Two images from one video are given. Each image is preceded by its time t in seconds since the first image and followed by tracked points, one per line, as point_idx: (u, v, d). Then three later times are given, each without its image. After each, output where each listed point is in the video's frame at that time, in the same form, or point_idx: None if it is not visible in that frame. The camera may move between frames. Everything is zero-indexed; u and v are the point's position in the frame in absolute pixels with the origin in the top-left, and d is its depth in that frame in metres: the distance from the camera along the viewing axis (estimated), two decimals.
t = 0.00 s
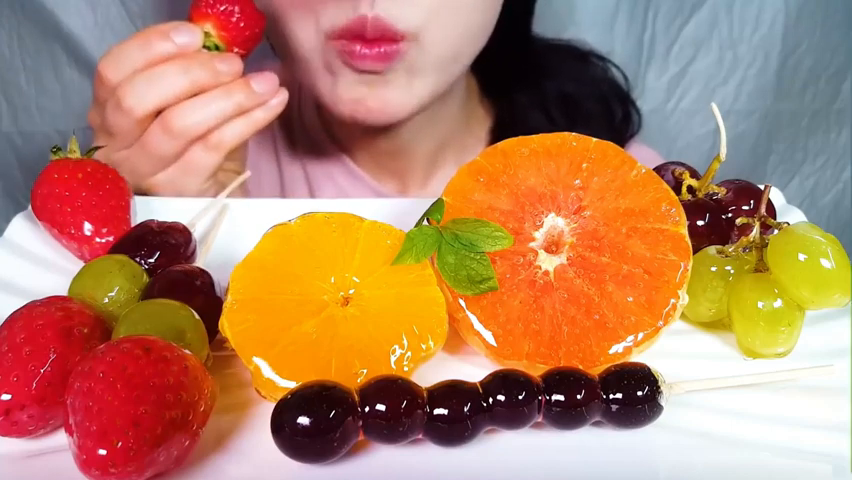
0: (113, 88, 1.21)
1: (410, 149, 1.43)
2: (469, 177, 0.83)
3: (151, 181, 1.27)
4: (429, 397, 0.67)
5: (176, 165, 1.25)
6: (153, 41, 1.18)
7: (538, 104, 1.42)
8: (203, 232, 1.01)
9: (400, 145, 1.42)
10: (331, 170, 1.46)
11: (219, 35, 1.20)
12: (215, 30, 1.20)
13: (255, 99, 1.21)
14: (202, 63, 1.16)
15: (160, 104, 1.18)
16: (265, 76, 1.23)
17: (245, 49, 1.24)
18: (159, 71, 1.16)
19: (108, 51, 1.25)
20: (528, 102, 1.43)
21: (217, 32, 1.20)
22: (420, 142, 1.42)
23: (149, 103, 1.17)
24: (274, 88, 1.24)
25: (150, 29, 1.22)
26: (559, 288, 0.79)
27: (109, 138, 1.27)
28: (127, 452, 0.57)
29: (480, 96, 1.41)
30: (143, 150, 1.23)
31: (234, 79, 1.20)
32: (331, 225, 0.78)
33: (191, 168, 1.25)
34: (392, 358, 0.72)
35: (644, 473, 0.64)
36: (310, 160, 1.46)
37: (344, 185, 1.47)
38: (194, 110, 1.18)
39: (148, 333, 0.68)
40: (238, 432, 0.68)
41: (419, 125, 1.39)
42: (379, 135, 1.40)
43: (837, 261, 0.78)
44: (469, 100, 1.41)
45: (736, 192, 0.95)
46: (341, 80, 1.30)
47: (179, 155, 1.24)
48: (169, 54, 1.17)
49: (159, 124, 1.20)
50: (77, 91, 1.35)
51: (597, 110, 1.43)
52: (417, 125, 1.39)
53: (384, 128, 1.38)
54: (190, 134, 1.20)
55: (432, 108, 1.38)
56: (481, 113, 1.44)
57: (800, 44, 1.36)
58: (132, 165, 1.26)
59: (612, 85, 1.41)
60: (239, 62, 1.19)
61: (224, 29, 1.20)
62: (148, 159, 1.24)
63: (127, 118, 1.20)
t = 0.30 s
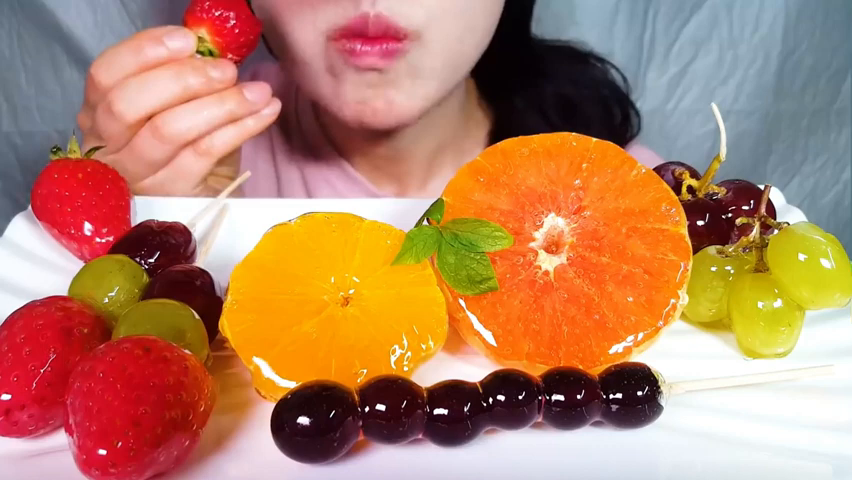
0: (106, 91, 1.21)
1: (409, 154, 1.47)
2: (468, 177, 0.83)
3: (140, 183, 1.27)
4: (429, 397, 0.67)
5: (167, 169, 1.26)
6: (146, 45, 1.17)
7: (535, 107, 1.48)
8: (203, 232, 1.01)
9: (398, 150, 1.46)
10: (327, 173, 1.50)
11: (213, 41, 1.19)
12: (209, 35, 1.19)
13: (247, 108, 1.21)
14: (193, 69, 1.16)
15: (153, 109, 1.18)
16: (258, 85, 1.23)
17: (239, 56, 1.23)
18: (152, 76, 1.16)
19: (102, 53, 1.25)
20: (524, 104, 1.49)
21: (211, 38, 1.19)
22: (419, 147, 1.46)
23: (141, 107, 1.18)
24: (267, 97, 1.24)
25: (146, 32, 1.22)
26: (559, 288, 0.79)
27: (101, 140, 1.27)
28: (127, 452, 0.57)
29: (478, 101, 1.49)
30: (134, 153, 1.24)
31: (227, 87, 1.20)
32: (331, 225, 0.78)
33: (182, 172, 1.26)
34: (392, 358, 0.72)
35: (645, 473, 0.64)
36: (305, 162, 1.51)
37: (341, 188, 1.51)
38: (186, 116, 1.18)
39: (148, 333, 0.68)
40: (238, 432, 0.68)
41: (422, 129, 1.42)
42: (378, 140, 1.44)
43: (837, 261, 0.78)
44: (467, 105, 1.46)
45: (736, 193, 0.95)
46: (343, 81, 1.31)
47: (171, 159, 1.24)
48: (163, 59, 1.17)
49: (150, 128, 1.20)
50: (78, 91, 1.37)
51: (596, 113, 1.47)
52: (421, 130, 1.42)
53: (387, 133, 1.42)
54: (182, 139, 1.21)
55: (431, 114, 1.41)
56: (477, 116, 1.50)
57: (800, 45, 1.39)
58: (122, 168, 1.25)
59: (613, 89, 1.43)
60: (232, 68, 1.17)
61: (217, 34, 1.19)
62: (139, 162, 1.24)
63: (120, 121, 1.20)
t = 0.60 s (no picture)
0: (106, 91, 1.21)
1: (409, 155, 1.49)
2: (468, 177, 0.83)
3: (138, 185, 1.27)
4: (429, 397, 0.67)
5: (166, 170, 1.26)
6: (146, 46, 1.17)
7: (537, 108, 1.49)
8: (203, 232, 1.01)
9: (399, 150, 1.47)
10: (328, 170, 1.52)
11: (214, 41, 1.20)
12: (210, 35, 1.19)
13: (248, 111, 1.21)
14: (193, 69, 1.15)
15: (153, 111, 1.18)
16: (258, 90, 1.24)
17: (240, 56, 1.24)
18: (152, 77, 1.16)
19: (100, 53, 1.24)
20: (525, 104, 1.50)
21: (212, 38, 1.19)
22: (420, 147, 1.48)
23: (141, 109, 1.17)
24: (268, 102, 1.25)
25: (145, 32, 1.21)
26: (558, 288, 0.79)
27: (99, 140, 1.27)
28: (127, 452, 0.57)
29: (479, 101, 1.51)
30: (134, 154, 1.24)
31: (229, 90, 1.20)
32: (331, 225, 0.78)
33: (181, 174, 1.26)
34: (392, 358, 0.72)
35: (645, 474, 0.64)
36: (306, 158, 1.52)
37: (341, 187, 1.52)
38: (186, 118, 1.18)
39: (148, 333, 0.68)
40: (238, 432, 0.68)
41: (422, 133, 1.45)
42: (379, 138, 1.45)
43: (837, 261, 0.78)
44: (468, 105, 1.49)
45: (736, 193, 0.95)
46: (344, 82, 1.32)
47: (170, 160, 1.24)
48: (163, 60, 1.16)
49: (151, 129, 1.20)
50: (78, 91, 1.37)
51: (598, 113, 1.47)
52: (420, 134, 1.45)
53: (389, 133, 1.44)
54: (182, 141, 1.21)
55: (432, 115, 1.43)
56: (479, 117, 1.52)
57: (800, 45, 1.40)
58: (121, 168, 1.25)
59: (614, 88, 1.43)
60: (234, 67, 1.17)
61: (219, 35, 1.19)
62: (138, 163, 1.24)
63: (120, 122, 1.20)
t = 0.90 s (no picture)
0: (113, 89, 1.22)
1: (411, 155, 1.49)
2: (468, 177, 0.83)
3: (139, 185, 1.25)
4: (429, 397, 0.67)
5: (171, 172, 1.24)
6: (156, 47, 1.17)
7: (540, 108, 1.48)
8: (203, 232, 1.01)
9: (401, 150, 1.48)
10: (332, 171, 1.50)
11: (224, 45, 1.17)
12: (220, 38, 1.17)
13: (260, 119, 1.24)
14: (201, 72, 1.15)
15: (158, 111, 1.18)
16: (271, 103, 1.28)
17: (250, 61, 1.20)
18: (159, 78, 1.16)
19: (109, 51, 1.25)
20: (528, 105, 1.49)
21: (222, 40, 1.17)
22: (422, 146, 1.48)
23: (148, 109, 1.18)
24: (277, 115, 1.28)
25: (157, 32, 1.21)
26: (558, 288, 0.79)
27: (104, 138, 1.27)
28: (127, 452, 0.57)
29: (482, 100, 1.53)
30: (139, 153, 1.23)
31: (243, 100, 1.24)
32: (331, 225, 0.78)
33: (184, 178, 1.25)
34: (392, 358, 0.72)
35: (645, 474, 0.64)
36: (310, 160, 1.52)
37: (345, 187, 1.51)
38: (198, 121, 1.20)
39: (148, 333, 0.68)
40: (238, 432, 0.68)
41: (422, 132, 1.45)
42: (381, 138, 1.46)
43: (837, 261, 0.78)
44: (472, 103, 1.50)
45: (736, 193, 0.95)
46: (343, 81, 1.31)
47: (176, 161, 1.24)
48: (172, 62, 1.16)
49: (160, 128, 1.20)
50: (78, 91, 1.38)
51: (600, 114, 1.46)
52: (420, 133, 1.45)
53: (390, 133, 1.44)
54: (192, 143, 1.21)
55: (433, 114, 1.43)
56: (483, 117, 1.53)
57: (800, 45, 1.40)
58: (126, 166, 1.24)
59: (617, 89, 1.44)
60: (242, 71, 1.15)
61: (228, 38, 1.16)
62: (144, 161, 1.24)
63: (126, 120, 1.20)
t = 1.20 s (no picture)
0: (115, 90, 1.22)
1: (412, 156, 1.49)
2: (468, 177, 0.83)
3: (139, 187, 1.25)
4: (429, 397, 0.67)
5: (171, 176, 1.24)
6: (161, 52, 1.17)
7: (541, 108, 1.49)
8: (203, 232, 1.01)
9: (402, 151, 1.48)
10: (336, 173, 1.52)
11: (229, 53, 1.19)
12: (226, 46, 1.18)
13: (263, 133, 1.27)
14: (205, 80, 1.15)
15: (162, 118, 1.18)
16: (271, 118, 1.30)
17: (255, 70, 1.22)
18: (164, 84, 1.16)
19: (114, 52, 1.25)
20: (530, 105, 1.49)
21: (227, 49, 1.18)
22: (424, 147, 1.48)
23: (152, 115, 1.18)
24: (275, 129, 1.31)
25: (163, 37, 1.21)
26: (559, 288, 0.79)
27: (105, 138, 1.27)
28: (127, 452, 0.57)
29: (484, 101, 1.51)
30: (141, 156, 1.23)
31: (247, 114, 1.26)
32: (331, 225, 0.78)
33: (184, 182, 1.25)
34: (392, 358, 0.72)
35: (645, 473, 0.64)
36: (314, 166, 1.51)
37: (348, 189, 1.53)
38: (202, 130, 1.20)
39: (148, 333, 0.68)
40: (238, 432, 0.68)
41: (423, 133, 1.45)
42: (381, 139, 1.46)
43: (837, 261, 0.78)
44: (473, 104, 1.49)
45: (736, 193, 0.95)
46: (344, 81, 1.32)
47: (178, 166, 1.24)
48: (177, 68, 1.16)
49: (165, 134, 1.21)
50: (78, 91, 1.38)
51: (601, 115, 1.48)
52: (422, 134, 1.45)
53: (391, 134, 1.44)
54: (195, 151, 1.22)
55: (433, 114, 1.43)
56: (485, 118, 1.52)
57: (800, 45, 1.40)
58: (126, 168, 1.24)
59: (618, 90, 1.45)
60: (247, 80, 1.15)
61: (234, 46, 1.18)
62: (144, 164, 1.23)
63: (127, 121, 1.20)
